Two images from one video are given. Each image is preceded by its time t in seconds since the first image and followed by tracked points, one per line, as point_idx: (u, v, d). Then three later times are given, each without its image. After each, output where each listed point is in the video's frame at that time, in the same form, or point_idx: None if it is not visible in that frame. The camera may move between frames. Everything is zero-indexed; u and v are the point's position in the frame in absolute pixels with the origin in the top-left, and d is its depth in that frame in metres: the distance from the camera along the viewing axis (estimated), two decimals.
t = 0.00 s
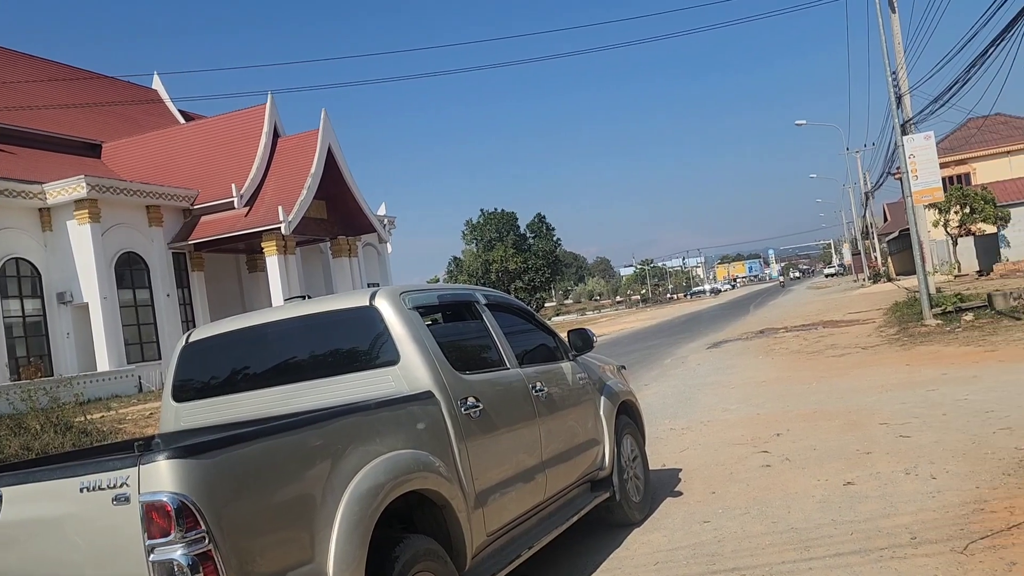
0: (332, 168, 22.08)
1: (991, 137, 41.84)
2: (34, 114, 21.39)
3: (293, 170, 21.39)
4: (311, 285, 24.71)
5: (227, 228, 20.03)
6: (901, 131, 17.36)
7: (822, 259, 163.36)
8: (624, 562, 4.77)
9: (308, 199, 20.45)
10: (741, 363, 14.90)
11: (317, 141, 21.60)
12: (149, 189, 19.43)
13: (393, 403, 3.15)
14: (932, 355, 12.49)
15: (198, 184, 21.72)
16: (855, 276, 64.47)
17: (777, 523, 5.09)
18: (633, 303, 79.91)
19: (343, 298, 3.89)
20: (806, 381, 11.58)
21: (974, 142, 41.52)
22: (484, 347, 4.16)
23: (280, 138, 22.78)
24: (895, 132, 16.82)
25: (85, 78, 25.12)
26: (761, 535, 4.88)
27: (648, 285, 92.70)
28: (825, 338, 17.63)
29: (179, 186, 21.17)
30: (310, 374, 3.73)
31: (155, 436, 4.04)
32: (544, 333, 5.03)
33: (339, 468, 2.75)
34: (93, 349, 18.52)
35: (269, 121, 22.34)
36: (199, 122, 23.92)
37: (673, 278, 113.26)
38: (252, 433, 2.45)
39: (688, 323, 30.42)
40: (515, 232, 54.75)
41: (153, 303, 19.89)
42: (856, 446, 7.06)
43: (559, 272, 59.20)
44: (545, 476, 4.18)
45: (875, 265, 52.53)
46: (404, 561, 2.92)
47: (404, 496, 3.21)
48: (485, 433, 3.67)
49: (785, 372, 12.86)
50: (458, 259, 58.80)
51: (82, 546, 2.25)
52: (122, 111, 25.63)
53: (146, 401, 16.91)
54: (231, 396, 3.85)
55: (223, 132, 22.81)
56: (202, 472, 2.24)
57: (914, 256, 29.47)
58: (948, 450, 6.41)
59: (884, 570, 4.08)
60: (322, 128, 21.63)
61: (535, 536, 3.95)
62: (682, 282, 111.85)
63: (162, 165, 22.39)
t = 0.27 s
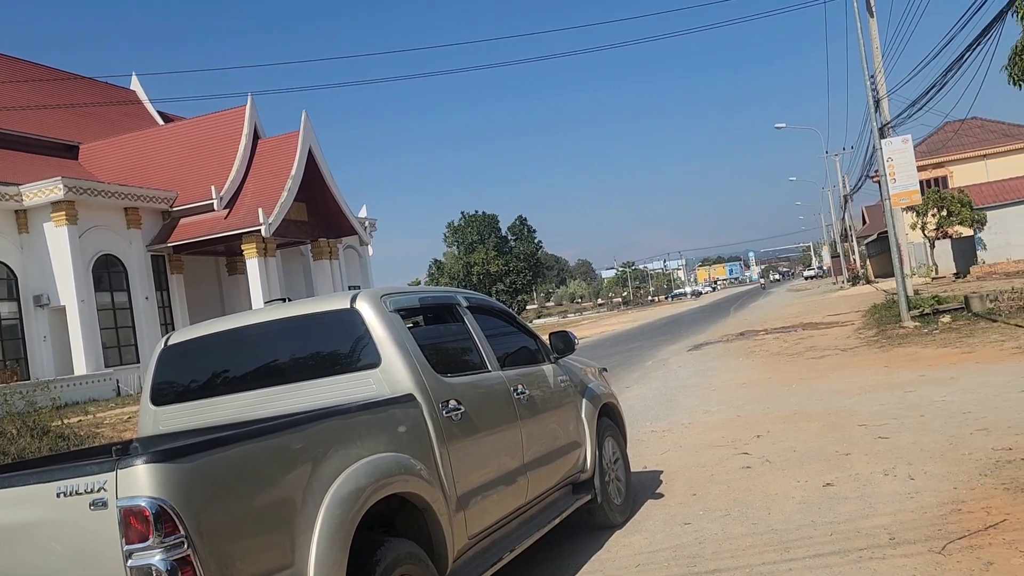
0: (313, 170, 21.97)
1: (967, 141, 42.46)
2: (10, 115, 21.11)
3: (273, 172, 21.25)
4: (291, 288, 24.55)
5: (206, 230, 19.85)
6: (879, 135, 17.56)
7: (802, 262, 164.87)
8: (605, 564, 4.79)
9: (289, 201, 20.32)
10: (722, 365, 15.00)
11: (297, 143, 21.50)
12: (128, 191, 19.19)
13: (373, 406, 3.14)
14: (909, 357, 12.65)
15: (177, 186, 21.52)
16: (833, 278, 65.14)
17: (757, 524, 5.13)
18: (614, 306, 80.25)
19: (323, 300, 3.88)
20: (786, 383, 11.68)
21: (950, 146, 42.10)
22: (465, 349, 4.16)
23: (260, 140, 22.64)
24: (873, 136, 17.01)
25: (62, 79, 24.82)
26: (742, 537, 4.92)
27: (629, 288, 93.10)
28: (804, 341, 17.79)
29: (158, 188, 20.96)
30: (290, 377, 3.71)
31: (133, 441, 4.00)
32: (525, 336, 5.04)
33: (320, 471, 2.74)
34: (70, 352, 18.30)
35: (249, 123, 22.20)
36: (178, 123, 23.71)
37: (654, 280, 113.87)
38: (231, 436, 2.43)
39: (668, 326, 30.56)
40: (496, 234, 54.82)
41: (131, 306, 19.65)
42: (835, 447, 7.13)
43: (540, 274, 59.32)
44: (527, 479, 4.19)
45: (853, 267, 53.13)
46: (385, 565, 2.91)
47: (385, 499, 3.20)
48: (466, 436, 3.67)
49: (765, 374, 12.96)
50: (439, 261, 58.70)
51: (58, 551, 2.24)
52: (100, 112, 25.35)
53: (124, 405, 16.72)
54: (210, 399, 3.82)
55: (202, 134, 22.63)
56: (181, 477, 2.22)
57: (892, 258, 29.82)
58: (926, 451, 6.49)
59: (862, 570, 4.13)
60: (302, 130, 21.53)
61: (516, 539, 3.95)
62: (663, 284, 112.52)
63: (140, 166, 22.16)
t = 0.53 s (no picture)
0: (296, 173, 21.88)
1: (946, 145, 43.03)
2: None
3: (255, 175, 21.13)
4: (274, 291, 24.41)
5: (188, 233, 19.70)
6: (860, 139, 17.74)
7: (784, 265, 166.19)
8: (589, 567, 4.80)
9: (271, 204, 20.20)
10: (705, 368, 15.09)
11: (279, 145, 21.41)
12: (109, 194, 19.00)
13: (357, 409, 3.14)
14: (889, 359, 12.80)
15: (159, 188, 21.34)
16: (815, 281, 65.68)
17: (740, 526, 5.17)
18: (598, 309, 80.48)
19: (307, 303, 3.87)
20: (769, 385, 11.77)
21: (930, 150, 42.65)
22: (449, 352, 4.16)
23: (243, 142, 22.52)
24: (854, 140, 17.18)
25: (42, 80, 24.55)
26: (724, 539, 4.96)
27: (612, 291, 93.41)
28: (786, 343, 17.94)
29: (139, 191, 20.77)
30: (273, 381, 3.70)
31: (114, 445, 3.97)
32: (509, 339, 5.05)
33: (303, 475, 2.73)
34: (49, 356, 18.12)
35: (231, 125, 22.07)
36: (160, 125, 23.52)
37: (637, 283, 114.24)
38: (213, 440, 2.42)
39: (651, 329, 30.72)
40: (480, 238, 54.84)
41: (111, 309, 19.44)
42: (817, 449, 7.20)
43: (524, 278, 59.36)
44: (510, 482, 4.19)
45: (835, 271, 53.58)
46: (368, 569, 2.92)
47: (369, 503, 3.20)
48: (450, 440, 3.67)
49: (747, 376, 13.06)
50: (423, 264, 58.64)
51: (38, 556, 2.23)
52: (80, 114, 25.10)
53: (104, 410, 16.57)
54: (191, 403, 3.80)
55: (184, 136, 22.46)
56: (163, 481, 2.22)
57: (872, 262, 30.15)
58: (906, 452, 6.57)
59: (843, 570, 4.18)
60: (285, 133, 21.44)
61: (501, 542, 3.96)
62: (646, 287, 112.94)
63: (121, 168, 21.96)
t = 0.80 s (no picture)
0: (281, 175, 21.79)
1: (928, 149, 43.52)
2: None
3: (239, 177, 21.02)
4: (258, 294, 24.27)
5: (171, 236, 19.57)
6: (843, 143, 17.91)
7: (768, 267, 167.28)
8: (573, 570, 4.81)
9: (256, 207, 20.10)
10: (690, 370, 15.17)
11: (264, 147, 21.32)
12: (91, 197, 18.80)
13: (341, 413, 3.14)
14: (872, 361, 12.92)
15: (142, 191, 21.18)
16: (800, 284, 66.14)
17: (724, 528, 5.20)
18: (584, 311, 80.67)
19: (292, 306, 3.86)
20: (753, 387, 11.85)
21: (912, 154, 43.10)
22: (434, 355, 4.17)
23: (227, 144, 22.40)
24: (838, 143, 17.33)
25: (24, 82, 24.33)
26: (709, 541, 4.98)
27: (598, 293, 93.67)
28: (770, 345, 18.07)
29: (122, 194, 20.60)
30: (257, 384, 3.69)
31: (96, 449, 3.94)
32: (494, 341, 5.06)
33: (286, 479, 2.73)
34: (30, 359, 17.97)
35: (215, 127, 21.96)
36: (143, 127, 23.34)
37: (623, 285, 114.55)
38: (195, 444, 2.42)
39: (637, 331, 30.84)
40: (465, 240, 54.87)
41: (94, 312, 19.28)
42: (801, 451, 7.26)
43: (509, 280, 59.43)
44: (495, 485, 4.20)
45: (819, 273, 53.99)
46: (353, 572, 2.91)
47: (353, 507, 3.20)
48: (434, 443, 3.67)
49: (732, 378, 13.14)
50: (408, 267, 58.57)
51: (19, 561, 2.22)
52: (63, 116, 24.88)
53: (87, 414, 16.41)
54: (175, 407, 3.78)
55: (168, 138, 22.31)
56: (145, 485, 2.21)
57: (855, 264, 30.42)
58: (888, 454, 6.64)
59: (825, 571, 4.22)
60: (270, 135, 21.36)
61: (485, 545, 3.96)
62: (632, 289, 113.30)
63: (104, 171, 21.78)
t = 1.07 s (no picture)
0: (267, 177, 21.70)
1: (913, 153, 43.91)
2: None
3: (225, 179, 20.91)
4: (244, 297, 24.14)
5: (156, 238, 19.43)
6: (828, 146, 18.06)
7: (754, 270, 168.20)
8: (559, 572, 4.82)
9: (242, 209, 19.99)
10: (676, 372, 15.24)
11: (250, 149, 21.23)
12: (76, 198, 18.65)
13: (328, 416, 3.14)
14: (857, 363, 13.02)
15: (127, 192, 21.03)
16: (786, 286, 66.56)
17: (710, 530, 5.23)
18: (571, 314, 80.83)
19: (278, 309, 3.86)
20: (740, 389, 11.92)
21: (897, 157, 43.48)
22: (420, 357, 4.17)
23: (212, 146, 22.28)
24: (823, 147, 17.48)
25: (7, 82, 24.11)
26: (695, 542, 5.01)
27: (585, 296, 93.89)
28: (756, 348, 18.18)
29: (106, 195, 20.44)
30: (243, 387, 3.68)
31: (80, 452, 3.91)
32: (480, 344, 5.06)
33: (272, 481, 2.73)
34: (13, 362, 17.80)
35: (201, 129, 21.84)
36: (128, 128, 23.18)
37: (609, 288, 114.84)
38: (181, 447, 2.41)
39: (624, 333, 30.95)
40: (452, 243, 54.87)
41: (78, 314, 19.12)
42: (786, 453, 7.31)
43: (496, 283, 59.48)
44: (481, 488, 4.20)
45: (804, 276, 54.35)
46: None
47: (339, 510, 3.19)
48: (421, 445, 3.67)
49: (718, 381, 13.21)
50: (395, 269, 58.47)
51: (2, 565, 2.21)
52: (47, 117, 24.67)
53: (70, 416, 16.28)
54: (160, 409, 3.76)
55: (153, 140, 22.17)
56: (129, 489, 2.20)
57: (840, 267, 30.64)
58: (873, 456, 6.69)
59: (810, 572, 4.25)
60: (256, 137, 21.27)
61: (472, 548, 3.97)
62: (619, 292, 113.61)
63: (88, 172, 21.61)
